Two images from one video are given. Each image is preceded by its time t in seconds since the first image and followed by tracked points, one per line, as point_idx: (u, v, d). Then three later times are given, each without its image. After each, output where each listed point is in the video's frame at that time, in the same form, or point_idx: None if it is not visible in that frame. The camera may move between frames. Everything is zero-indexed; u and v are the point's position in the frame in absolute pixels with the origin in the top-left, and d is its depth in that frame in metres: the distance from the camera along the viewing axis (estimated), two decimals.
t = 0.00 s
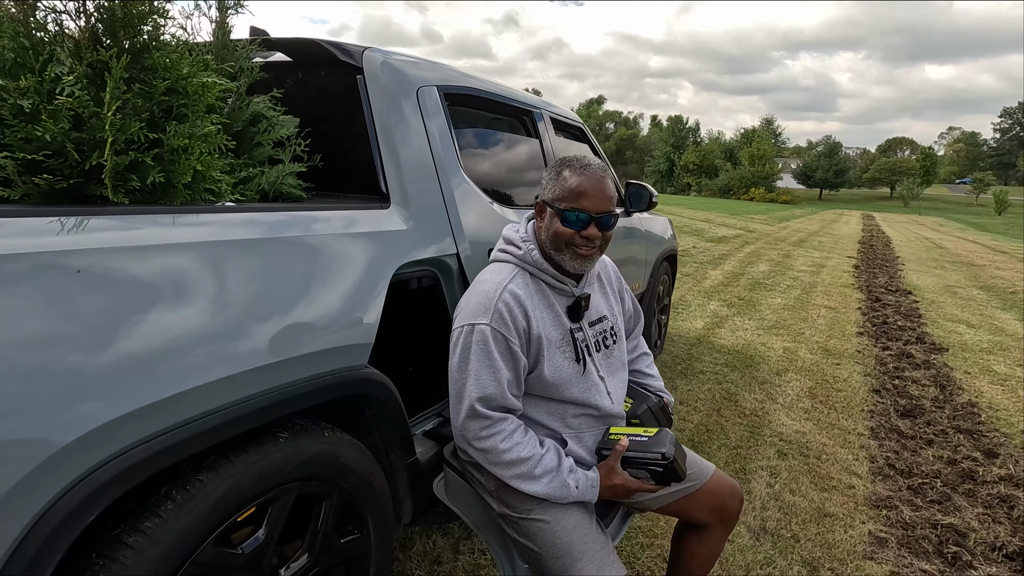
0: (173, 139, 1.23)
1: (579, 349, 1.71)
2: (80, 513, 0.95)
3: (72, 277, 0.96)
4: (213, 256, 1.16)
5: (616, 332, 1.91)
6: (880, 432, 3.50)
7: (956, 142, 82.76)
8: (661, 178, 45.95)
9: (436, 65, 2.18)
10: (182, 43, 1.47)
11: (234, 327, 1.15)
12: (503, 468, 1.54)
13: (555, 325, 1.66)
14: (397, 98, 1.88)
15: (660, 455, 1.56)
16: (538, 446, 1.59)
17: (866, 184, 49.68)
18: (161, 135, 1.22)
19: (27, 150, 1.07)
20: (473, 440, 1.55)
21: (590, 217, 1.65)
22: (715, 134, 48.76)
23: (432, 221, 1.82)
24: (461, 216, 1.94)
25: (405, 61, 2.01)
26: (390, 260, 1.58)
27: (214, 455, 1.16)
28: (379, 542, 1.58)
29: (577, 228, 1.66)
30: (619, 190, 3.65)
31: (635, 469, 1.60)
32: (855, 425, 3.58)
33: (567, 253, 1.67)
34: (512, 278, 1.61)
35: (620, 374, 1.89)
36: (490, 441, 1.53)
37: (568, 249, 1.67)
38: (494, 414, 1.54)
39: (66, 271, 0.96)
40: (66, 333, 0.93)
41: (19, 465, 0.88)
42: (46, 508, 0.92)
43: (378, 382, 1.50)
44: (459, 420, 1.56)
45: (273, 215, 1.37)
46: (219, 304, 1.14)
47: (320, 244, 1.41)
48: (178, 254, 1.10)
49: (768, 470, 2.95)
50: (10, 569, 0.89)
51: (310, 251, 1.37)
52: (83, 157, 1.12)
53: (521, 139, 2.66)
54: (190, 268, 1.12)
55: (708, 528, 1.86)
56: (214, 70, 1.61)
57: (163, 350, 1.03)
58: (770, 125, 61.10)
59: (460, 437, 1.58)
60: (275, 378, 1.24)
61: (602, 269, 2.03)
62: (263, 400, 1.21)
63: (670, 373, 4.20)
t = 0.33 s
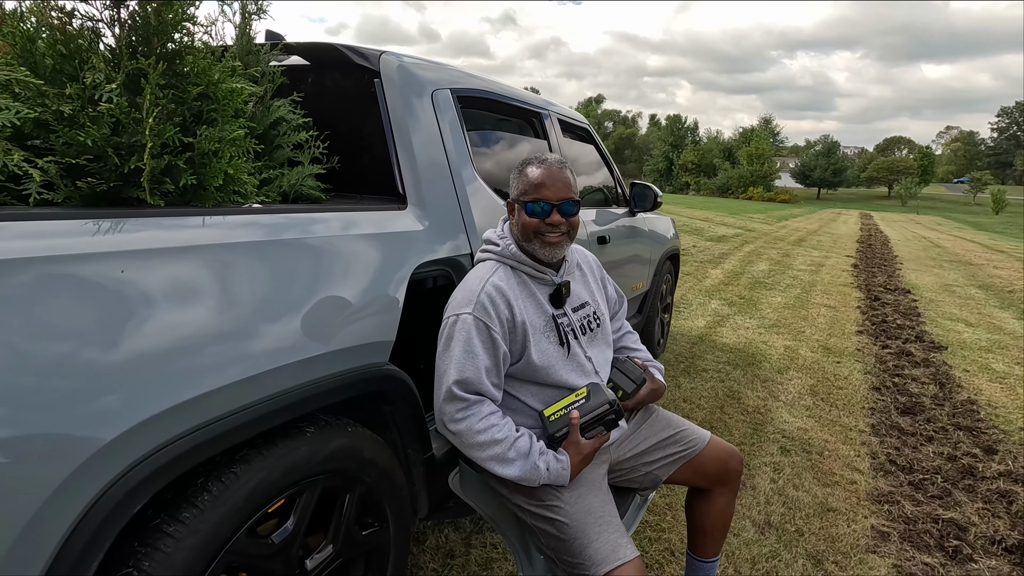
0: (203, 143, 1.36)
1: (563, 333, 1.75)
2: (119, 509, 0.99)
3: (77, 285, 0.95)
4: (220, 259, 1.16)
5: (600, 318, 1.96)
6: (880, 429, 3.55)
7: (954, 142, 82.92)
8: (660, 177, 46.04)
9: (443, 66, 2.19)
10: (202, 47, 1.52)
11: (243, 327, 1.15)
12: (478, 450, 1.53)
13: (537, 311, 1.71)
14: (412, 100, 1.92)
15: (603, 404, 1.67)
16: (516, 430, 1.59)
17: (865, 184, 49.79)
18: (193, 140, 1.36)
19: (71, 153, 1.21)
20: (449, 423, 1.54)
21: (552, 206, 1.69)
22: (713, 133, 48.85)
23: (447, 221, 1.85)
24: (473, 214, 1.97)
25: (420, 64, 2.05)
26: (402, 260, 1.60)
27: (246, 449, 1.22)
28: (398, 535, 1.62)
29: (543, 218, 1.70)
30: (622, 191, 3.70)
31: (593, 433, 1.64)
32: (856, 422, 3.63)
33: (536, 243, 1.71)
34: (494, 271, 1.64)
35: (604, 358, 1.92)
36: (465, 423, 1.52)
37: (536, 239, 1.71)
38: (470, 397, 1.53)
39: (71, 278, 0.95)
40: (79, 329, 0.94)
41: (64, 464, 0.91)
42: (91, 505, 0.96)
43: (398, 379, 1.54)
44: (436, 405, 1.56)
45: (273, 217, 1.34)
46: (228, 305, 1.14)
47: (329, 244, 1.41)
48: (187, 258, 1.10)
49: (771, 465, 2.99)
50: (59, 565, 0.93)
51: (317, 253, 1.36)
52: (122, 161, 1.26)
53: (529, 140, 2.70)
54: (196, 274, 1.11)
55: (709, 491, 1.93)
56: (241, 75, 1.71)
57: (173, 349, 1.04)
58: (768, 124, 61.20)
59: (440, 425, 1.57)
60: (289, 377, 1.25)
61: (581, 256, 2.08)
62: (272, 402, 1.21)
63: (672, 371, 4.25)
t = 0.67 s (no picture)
0: (208, 142, 1.38)
1: (567, 331, 1.75)
2: (125, 507, 0.99)
3: (76, 285, 0.95)
4: (219, 258, 1.16)
5: (604, 322, 1.95)
6: (877, 426, 3.58)
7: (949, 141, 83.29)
8: (656, 176, 46.12)
9: (443, 65, 2.19)
10: (207, 46, 1.53)
11: (245, 326, 1.16)
12: (487, 444, 1.54)
13: (542, 308, 1.72)
14: (413, 98, 1.92)
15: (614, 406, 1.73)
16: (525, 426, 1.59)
17: (861, 183, 49.96)
18: (198, 139, 1.38)
19: (77, 151, 1.22)
20: (459, 416, 1.55)
21: (560, 202, 1.71)
22: (710, 133, 48.94)
23: (449, 219, 1.86)
24: (474, 213, 1.98)
25: (421, 63, 2.06)
26: (403, 258, 1.60)
27: (251, 445, 1.23)
28: (401, 531, 1.62)
29: (551, 214, 1.72)
30: (621, 190, 3.71)
31: (603, 432, 1.70)
32: (853, 419, 3.66)
33: (543, 239, 1.72)
34: (500, 267, 1.65)
35: (606, 359, 1.92)
36: (475, 416, 1.53)
37: (545, 235, 1.72)
38: (480, 392, 1.55)
39: (71, 278, 0.95)
40: (81, 327, 0.94)
41: (70, 462, 0.91)
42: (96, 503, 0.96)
43: (400, 377, 1.54)
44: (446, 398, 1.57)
45: (271, 215, 1.34)
46: (229, 302, 1.15)
47: (328, 243, 1.41)
48: (186, 256, 1.11)
49: (769, 462, 3.01)
50: (65, 563, 0.94)
51: (317, 252, 1.37)
52: (127, 158, 1.28)
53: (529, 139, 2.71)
54: (196, 273, 1.11)
55: (710, 501, 1.92)
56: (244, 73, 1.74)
57: (174, 346, 1.04)
58: (765, 124, 61.34)
59: (452, 422, 1.59)
60: (291, 375, 1.25)
61: (588, 262, 2.07)
62: (274, 400, 1.21)
63: (671, 369, 4.26)
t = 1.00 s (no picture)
0: (199, 138, 1.38)
1: (574, 338, 1.74)
2: (118, 503, 0.99)
3: (68, 281, 0.95)
4: (213, 254, 1.16)
5: (612, 326, 1.93)
6: (869, 422, 3.61)
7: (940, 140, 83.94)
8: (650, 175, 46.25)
9: (437, 63, 2.19)
10: (197, 42, 1.53)
11: (239, 323, 1.16)
12: (503, 450, 1.54)
13: (550, 314, 1.71)
14: (406, 96, 1.92)
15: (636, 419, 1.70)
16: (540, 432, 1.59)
17: (853, 182, 50.27)
18: (189, 135, 1.38)
19: (66, 148, 1.22)
20: (474, 424, 1.54)
21: (573, 208, 1.68)
22: (703, 132, 49.12)
23: (443, 217, 1.86)
24: (469, 212, 1.98)
25: (414, 61, 2.05)
26: (397, 256, 1.60)
27: (244, 442, 1.23)
28: (395, 528, 1.62)
29: (562, 219, 1.70)
30: (615, 188, 3.72)
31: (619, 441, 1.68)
32: (844, 416, 3.68)
33: (554, 244, 1.71)
34: (508, 271, 1.65)
35: (612, 364, 1.91)
36: (492, 423, 1.53)
37: (555, 241, 1.71)
38: (495, 398, 1.55)
39: (63, 275, 0.95)
40: (74, 323, 0.94)
41: (63, 458, 0.91)
42: (88, 500, 0.96)
43: (394, 374, 1.55)
44: (460, 405, 1.56)
45: (265, 213, 1.34)
46: (223, 299, 1.14)
47: (322, 240, 1.41)
48: (179, 253, 1.11)
49: (762, 459, 3.03)
50: (57, 559, 0.93)
51: (311, 249, 1.37)
52: (117, 155, 1.28)
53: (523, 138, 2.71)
54: (189, 269, 1.11)
55: (709, 511, 1.91)
56: (236, 70, 1.74)
57: (167, 343, 1.04)
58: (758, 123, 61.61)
59: (464, 429, 1.58)
60: (285, 372, 1.25)
61: (597, 264, 2.05)
62: (268, 397, 1.21)
63: (665, 367, 4.28)
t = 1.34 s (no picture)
0: (186, 136, 1.37)
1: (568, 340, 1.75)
2: (104, 503, 0.98)
3: (56, 279, 0.94)
4: (202, 252, 1.15)
5: (598, 327, 1.95)
6: (857, 418, 3.65)
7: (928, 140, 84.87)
8: (642, 174, 46.41)
9: (427, 62, 2.19)
10: (184, 40, 1.52)
11: (230, 322, 1.15)
12: (500, 456, 1.54)
13: (546, 318, 1.71)
14: (395, 94, 1.92)
15: (629, 419, 1.72)
16: (536, 436, 1.59)
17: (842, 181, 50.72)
18: (176, 133, 1.37)
19: (50, 145, 1.21)
20: (469, 431, 1.54)
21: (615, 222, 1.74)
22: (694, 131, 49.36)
23: (433, 216, 1.86)
24: (459, 211, 1.98)
25: (404, 59, 2.05)
26: (387, 255, 1.60)
27: (232, 441, 1.22)
28: (386, 526, 1.62)
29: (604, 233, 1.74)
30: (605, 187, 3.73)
31: (613, 440, 1.70)
32: (833, 412, 3.72)
33: (594, 255, 1.76)
34: (508, 275, 1.64)
35: (602, 364, 1.92)
36: (490, 430, 1.53)
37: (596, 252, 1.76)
38: (491, 404, 1.54)
39: (51, 273, 0.94)
40: (61, 322, 0.94)
41: (48, 458, 0.91)
42: (74, 500, 0.96)
43: (384, 372, 1.54)
44: (454, 414, 1.55)
45: (255, 210, 1.34)
46: (212, 297, 1.14)
47: (313, 237, 1.40)
48: (167, 251, 1.10)
49: (752, 455, 3.06)
50: (43, 559, 0.93)
51: (301, 248, 1.36)
52: (102, 152, 1.27)
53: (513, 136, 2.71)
54: (180, 267, 1.11)
55: (699, 502, 1.94)
56: (223, 68, 1.74)
57: (156, 342, 1.03)
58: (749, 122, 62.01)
59: (460, 436, 1.57)
60: (275, 370, 1.25)
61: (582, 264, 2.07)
62: (258, 395, 1.21)
63: (656, 364, 4.30)
